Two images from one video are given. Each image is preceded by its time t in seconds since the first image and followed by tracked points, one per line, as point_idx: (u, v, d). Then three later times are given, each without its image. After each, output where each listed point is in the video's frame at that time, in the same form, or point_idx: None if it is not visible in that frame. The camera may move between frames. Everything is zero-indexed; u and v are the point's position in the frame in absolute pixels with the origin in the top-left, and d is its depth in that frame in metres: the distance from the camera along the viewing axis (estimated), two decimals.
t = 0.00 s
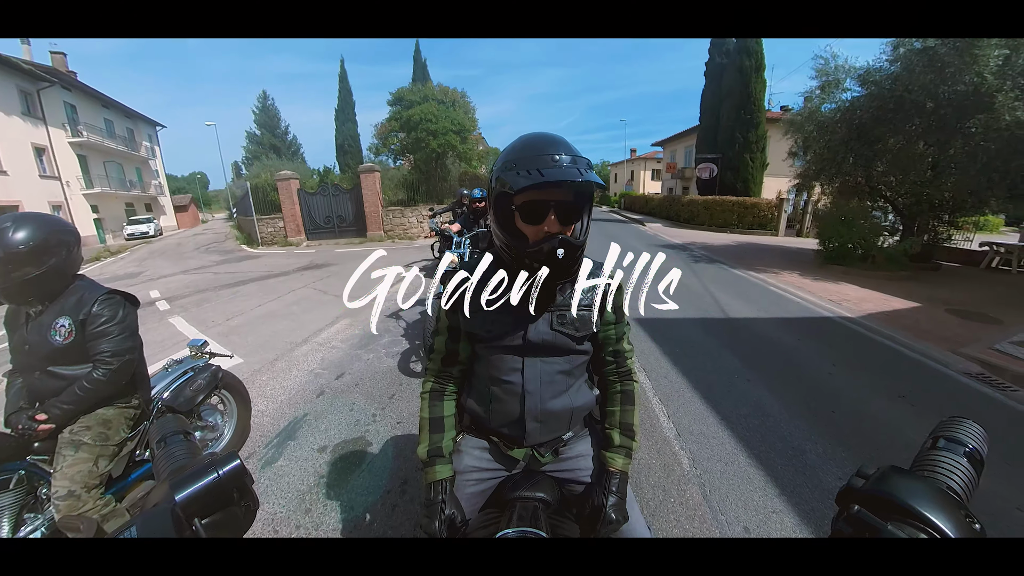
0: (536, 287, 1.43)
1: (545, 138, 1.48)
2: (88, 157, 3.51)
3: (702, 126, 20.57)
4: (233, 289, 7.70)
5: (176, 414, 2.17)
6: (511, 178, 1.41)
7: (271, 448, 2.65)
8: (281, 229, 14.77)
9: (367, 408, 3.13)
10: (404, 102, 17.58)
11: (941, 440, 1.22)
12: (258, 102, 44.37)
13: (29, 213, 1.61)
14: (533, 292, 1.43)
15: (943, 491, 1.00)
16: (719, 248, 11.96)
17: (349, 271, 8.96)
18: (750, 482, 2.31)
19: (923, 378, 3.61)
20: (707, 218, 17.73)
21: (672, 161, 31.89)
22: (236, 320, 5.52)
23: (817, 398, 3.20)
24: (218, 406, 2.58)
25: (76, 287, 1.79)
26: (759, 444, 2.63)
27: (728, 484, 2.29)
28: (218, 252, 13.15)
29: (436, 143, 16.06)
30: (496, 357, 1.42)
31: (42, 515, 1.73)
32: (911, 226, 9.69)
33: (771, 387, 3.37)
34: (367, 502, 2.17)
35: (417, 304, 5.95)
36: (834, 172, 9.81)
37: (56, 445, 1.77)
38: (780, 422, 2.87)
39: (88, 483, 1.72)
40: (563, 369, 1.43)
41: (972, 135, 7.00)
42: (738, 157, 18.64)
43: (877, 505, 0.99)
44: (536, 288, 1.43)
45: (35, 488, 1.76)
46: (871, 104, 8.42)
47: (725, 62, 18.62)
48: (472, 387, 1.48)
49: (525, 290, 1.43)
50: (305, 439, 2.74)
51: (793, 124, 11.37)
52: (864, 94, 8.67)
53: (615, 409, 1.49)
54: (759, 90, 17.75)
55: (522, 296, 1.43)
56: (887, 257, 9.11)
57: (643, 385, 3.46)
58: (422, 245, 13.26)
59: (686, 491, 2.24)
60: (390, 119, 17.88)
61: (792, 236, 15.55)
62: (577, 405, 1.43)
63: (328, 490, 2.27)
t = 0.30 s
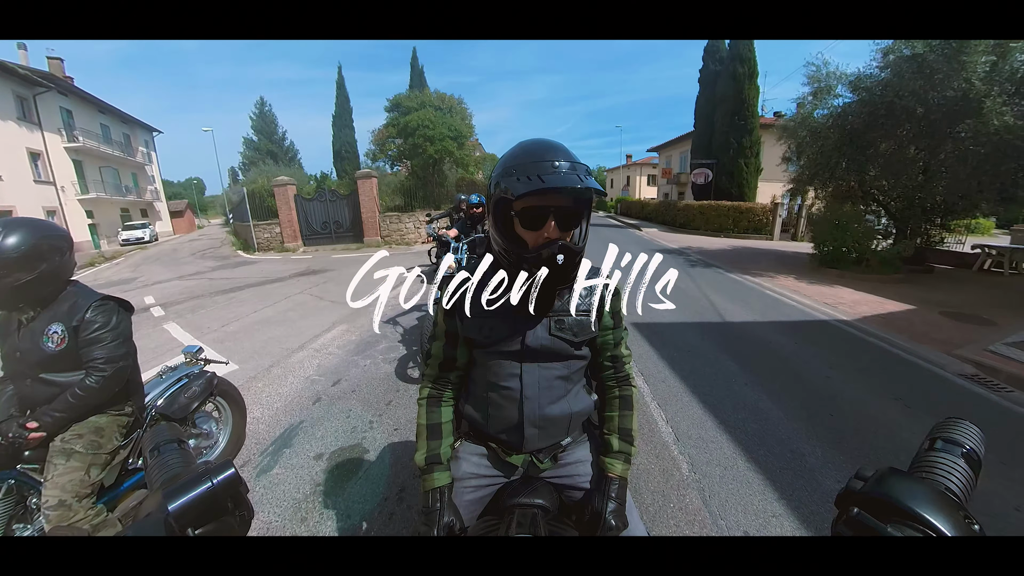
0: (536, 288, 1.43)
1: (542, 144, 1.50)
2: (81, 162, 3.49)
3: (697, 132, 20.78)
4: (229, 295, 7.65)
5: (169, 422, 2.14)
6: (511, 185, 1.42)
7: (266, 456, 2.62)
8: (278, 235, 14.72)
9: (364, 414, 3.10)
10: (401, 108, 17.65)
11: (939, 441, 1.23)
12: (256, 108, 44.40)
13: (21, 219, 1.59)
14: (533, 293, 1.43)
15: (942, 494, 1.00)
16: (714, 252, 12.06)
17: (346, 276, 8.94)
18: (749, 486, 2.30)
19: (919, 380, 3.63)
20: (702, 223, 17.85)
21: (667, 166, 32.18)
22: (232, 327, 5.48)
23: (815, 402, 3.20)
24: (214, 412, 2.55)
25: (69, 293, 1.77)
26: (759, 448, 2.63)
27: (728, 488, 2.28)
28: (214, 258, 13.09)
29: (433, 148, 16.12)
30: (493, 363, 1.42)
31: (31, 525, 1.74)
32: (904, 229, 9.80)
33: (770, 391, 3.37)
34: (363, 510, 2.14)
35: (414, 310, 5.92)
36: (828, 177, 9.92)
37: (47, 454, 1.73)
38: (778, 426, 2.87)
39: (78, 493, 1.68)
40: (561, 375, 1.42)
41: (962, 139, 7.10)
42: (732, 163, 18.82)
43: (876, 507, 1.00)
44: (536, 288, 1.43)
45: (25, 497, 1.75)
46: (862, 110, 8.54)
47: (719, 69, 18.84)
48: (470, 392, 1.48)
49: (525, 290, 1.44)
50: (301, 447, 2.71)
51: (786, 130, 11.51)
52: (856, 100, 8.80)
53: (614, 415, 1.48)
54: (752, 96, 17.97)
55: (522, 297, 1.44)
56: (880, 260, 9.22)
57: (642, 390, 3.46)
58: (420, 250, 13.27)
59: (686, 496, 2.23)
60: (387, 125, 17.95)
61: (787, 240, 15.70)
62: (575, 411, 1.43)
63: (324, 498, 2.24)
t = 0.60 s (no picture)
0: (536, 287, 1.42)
1: (538, 150, 1.51)
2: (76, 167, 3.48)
3: (692, 138, 20.98)
4: (225, 301, 7.60)
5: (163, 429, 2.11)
6: (506, 190, 1.43)
7: (262, 464, 2.59)
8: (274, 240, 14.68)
9: (360, 421, 3.08)
10: (398, 114, 17.72)
11: (936, 444, 1.23)
12: (253, 114, 44.44)
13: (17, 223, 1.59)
14: (533, 293, 1.42)
15: (941, 496, 1.01)
16: (710, 256, 12.13)
17: (343, 282, 8.91)
18: (748, 490, 2.29)
19: (915, 383, 3.64)
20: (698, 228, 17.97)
21: (663, 172, 32.44)
22: (227, 333, 5.44)
23: (812, 405, 3.20)
24: (208, 420, 2.53)
25: (63, 298, 1.76)
26: (758, 453, 2.62)
27: (727, 493, 2.27)
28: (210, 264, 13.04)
29: (430, 154, 16.19)
30: (490, 368, 1.41)
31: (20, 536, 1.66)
32: (898, 233, 9.91)
33: (767, 395, 3.38)
34: (359, 519, 2.11)
35: (410, 316, 5.90)
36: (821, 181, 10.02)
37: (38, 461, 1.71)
38: (776, 430, 2.86)
39: (71, 501, 1.66)
40: (558, 380, 1.42)
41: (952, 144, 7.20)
42: (727, 168, 18.99)
43: (876, 510, 1.00)
44: (536, 288, 1.41)
45: (15, 507, 1.69)
46: (854, 115, 8.66)
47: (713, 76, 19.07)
48: (467, 398, 1.47)
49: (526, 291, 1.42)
50: (297, 454, 2.68)
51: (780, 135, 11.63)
52: (847, 106, 8.91)
53: (612, 420, 1.48)
54: (746, 102, 18.18)
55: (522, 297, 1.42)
56: (875, 263, 9.30)
57: (640, 395, 3.45)
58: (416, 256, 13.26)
59: (685, 502, 2.22)
60: (385, 131, 18.02)
61: (782, 244, 15.81)
62: (573, 416, 1.42)
63: (321, 506, 2.21)
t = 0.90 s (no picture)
0: (536, 286, 1.41)
1: (528, 155, 1.54)
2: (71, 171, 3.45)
3: (686, 144, 21.19)
4: (220, 307, 7.54)
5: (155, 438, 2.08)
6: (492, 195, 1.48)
7: (256, 472, 2.55)
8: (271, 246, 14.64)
9: (356, 428, 3.05)
10: (395, 120, 17.80)
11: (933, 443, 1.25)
12: (250, 120, 44.49)
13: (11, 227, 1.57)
14: (533, 292, 1.41)
15: (938, 498, 1.04)
16: (706, 261, 12.20)
17: (339, 288, 8.87)
18: (747, 494, 2.28)
19: (912, 385, 3.65)
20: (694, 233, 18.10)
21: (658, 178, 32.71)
22: (222, 339, 5.39)
23: (810, 409, 3.20)
24: (201, 428, 2.50)
25: (56, 303, 1.74)
26: (757, 457, 2.61)
27: (727, 497, 2.26)
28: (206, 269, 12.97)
29: (427, 160, 16.24)
30: (486, 374, 1.40)
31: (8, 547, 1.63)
32: (891, 236, 10.03)
33: (765, 399, 3.38)
34: (355, 528, 2.08)
35: (407, 321, 5.87)
36: (815, 186, 10.12)
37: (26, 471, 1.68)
38: (774, 434, 2.86)
39: (59, 511, 1.63)
40: (555, 386, 1.41)
41: (942, 148, 7.32)
42: (722, 173, 19.16)
43: (876, 514, 1.03)
44: (536, 287, 1.40)
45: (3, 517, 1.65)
46: (845, 120, 8.78)
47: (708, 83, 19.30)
48: (463, 404, 1.46)
49: (525, 289, 1.41)
50: (292, 462, 2.65)
51: (774, 140, 11.76)
52: (839, 112, 9.04)
53: (609, 425, 1.47)
54: (740, 109, 18.40)
55: (522, 296, 1.41)
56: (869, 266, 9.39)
57: (638, 400, 3.45)
58: (413, 261, 13.23)
59: (684, 506, 2.21)
60: (381, 137, 18.09)
61: (777, 248, 15.93)
62: (571, 421, 1.41)
63: (316, 515, 2.18)
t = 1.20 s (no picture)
0: (536, 286, 1.40)
1: (523, 157, 1.55)
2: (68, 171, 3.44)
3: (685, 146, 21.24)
4: (218, 309, 7.53)
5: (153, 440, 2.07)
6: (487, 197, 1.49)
7: (255, 474, 2.55)
8: (270, 248, 14.62)
9: (356, 430, 3.05)
10: (395, 122, 17.81)
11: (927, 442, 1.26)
12: (249, 122, 44.53)
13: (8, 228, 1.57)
14: (533, 291, 1.40)
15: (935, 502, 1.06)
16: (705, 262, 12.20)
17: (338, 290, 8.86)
18: (747, 495, 2.28)
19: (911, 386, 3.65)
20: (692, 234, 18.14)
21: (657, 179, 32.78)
22: (221, 341, 5.38)
23: (810, 410, 3.20)
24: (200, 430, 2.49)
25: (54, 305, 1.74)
26: (756, 458, 2.60)
27: (727, 498, 2.26)
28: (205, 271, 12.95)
29: (426, 161, 16.27)
30: (485, 375, 1.40)
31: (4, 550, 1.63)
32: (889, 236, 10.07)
33: (765, 400, 3.37)
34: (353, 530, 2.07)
35: (406, 323, 5.86)
36: (813, 187, 10.11)
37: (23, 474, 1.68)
38: (774, 435, 2.85)
39: (55, 514, 1.63)
40: (554, 388, 1.41)
41: (940, 149, 7.35)
42: (720, 174, 19.21)
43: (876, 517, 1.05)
44: (537, 286, 1.40)
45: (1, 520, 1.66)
46: (843, 122, 8.81)
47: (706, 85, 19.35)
48: (462, 405, 1.46)
49: (525, 289, 1.40)
50: (291, 464, 2.64)
51: (772, 142, 11.79)
52: (837, 113, 9.08)
53: (609, 426, 1.47)
54: (738, 110, 18.47)
55: (522, 295, 1.39)
56: (868, 267, 9.42)
57: (637, 401, 3.45)
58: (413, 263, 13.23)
59: (684, 507, 2.21)
60: (381, 139, 18.13)
61: (775, 249, 15.96)
62: (570, 423, 1.41)
63: (315, 518, 2.17)
